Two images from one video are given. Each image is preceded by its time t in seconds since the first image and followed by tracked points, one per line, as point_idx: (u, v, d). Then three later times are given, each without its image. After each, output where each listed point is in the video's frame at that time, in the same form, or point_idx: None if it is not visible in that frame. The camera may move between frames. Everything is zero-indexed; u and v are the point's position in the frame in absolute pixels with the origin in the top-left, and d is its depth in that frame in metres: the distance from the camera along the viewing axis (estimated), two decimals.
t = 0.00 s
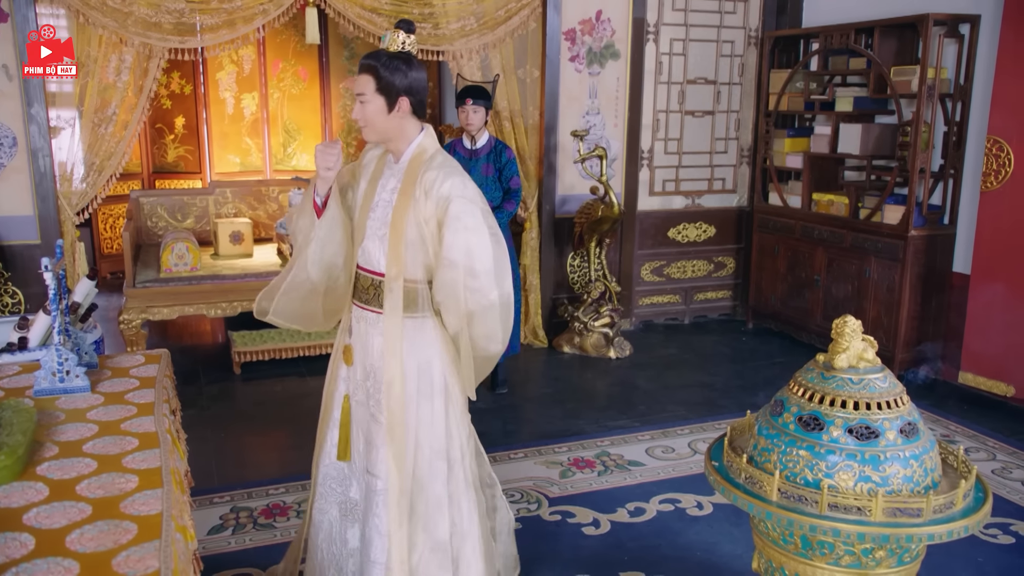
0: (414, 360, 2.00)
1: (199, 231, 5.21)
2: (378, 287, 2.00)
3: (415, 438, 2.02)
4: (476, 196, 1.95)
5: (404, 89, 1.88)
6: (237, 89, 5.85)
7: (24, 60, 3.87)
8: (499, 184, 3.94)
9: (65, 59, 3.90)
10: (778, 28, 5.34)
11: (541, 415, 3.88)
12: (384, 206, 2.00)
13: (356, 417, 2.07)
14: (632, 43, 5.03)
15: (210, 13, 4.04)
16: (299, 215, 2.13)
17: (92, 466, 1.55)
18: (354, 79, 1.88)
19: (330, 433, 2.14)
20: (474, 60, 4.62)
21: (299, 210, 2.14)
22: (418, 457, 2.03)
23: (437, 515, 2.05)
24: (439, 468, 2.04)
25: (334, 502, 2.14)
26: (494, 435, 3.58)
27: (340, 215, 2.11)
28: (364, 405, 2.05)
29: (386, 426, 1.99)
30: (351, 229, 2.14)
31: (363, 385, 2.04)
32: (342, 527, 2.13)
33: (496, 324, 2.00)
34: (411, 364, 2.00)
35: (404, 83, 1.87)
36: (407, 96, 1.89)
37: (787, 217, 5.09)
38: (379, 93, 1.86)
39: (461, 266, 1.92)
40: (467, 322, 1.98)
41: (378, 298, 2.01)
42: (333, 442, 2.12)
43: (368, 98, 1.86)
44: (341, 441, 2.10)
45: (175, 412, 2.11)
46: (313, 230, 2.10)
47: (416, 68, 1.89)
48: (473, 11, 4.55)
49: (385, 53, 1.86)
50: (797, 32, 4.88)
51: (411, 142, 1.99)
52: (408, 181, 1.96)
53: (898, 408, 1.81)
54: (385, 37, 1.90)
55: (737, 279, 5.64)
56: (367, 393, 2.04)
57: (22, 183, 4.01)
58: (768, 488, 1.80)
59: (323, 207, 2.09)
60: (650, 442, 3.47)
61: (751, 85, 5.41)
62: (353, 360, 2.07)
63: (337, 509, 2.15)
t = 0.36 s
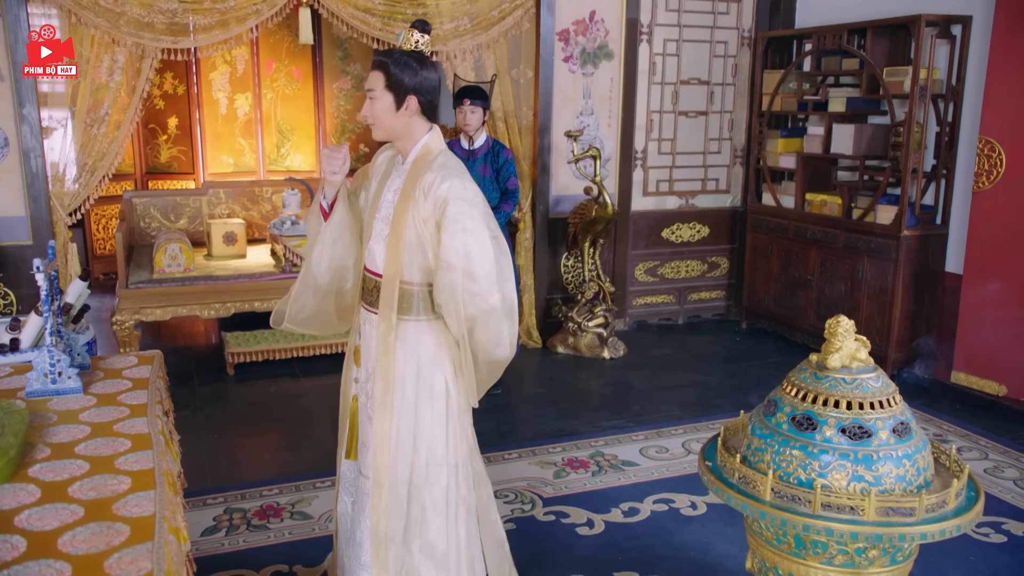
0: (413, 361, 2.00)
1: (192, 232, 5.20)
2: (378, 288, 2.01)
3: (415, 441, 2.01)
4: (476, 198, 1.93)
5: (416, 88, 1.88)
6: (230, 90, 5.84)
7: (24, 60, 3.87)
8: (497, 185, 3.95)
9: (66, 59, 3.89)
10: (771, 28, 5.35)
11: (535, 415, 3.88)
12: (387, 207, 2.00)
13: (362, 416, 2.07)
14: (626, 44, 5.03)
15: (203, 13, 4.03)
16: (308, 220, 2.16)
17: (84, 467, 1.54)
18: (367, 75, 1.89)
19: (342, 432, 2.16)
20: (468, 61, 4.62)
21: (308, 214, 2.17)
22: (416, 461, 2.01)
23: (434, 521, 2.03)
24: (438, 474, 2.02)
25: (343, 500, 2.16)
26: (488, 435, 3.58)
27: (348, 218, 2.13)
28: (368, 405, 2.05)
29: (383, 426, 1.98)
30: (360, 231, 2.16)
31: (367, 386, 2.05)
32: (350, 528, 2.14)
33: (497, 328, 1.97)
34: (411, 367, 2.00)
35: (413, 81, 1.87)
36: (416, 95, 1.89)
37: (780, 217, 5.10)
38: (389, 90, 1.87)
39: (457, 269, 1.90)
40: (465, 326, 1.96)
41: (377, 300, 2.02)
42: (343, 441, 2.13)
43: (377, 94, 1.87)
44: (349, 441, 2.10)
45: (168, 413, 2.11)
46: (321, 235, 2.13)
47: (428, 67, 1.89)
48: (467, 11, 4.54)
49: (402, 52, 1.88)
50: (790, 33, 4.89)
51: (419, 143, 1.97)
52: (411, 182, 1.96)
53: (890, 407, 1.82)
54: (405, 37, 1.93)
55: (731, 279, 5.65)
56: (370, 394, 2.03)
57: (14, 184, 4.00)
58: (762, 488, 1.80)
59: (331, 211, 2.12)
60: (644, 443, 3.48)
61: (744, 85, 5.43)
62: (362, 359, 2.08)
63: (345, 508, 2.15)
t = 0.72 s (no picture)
0: (413, 360, 2.00)
1: (186, 232, 5.19)
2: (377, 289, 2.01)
3: (417, 442, 2.01)
4: (473, 199, 1.93)
5: (417, 88, 1.88)
6: (225, 90, 5.83)
7: (24, 60, 3.87)
8: (492, 185, 3.95)
9: (66, 60, 3.90)
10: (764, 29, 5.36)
11: (529, 416, 3.88)
12: (385, 207, 1.99)
13: (362, 417, 2.07)
14: (620, 44, 5.04)
15: (197, 13, 4.02)
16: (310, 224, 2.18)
17: (78, 469, 1.54)
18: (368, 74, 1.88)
19: (343, 433, 2.16)
20: (462, 61, 4.62)
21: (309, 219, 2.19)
22: (418, 462, 2.01)
23: (439, 522, 2.02)
24: (440, 473, 2.02)
25: (345, 501, 2.16)
26: (483, 436, 3.58)
27: (348, 220, 2.14)
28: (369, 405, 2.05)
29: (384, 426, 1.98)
30: (360, 233, 2.16)
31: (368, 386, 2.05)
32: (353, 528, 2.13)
33: (496, 330, 1.98)
34: (411, 368, 1.99)
35: (414, 81, 1.87)
36: (417, 95, 1.89)
37: (774, 218, 5.11)
38: (390, 89, 1.86)
39: (456, 269, 1.90)
40: (464, 327, 1.96)
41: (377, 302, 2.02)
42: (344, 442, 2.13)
43: (378, 93, 1.87)
44: (351, 442, 2.10)
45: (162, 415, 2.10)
46: (321, 239, 2.14)
47: (429, 67, 1.89)
48: (461, 12, 4.55)
49: (404, 51, 1.88)
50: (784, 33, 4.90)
51: (418, 143, 1.97)
52: (410, 182, 1.96)
53: (883, 407, 1.82)
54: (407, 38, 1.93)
55: (725, 279, 5.66)
56: (370, 394, 2.03)
57: (7, 184, 3.98)
58: (756, 488, 1.80)
59: (331, 215, 2.13)
60: (639, 443, 3.48)
61: (738, 86, 5.44)
62: (361, 360, 2.08)
63: (348, 510, 2.15)
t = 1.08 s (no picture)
0: (414, 360, 1.99)
1: (181, 233, 5.18)
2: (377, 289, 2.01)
3: (417, 442, 2.01)
4: (474, 199, 1.93)
5: (418, 88, 1.88)
6: (220, 90, 5.82)
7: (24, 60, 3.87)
8: (488, 185, 3.95)
9: (66, 59, 3.90)
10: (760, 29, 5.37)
11: (525, 416, 3.88)
12: (385, 207, 1.99)
13: (361, 418, 2.07)
14: (616, 44, 5.04)
15: (193, 13, 4.02)
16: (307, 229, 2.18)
17: (73, 470, 1.53)
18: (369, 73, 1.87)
19: (340, 434, 2.15)
20: (458, 61, 4.62)
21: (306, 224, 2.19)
22: (418, 461, 2.01)
23: (440, 521, 2.02)
24: (440, 473, 2.01)
25: (343, 502, 2.15)
26: (479, 436, 3.58)
27: (348, 224, 2.13)
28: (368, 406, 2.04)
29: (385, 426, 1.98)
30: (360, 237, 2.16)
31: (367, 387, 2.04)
32: (352, 529, 2.13)
33: (495, 330, 1.98)
34: (411, 368, 1.99)
35: (417, 82, 1.87)
36: (419, 96, 1.89)
37: (770, 217, 5.12)
38: (392, 89, 1.86)
39: (457, 269, 1.90)
40: (464, 326, 1.96)
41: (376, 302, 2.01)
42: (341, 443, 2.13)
43: (380, 92, 1.86)
44: (347, 443, 2.10)
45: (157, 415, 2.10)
46: (321, 244, 2.14)
47: (432, 68, 1.89)
48: (457, 12, 4.55)
49: (405, 52, 1.87)
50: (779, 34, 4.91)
51: (417, 144, 1.97)
52: (410, 182, 1.95)
53: (879, 407, 1.83)
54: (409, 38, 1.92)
55: (721, 279, 5.67)
56: (370, 395, 2.03)
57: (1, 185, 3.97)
58: (752, 488, 1.81)
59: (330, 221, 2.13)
60: (635, 443, 3.48)
61: (734, 86, 5.44)
62: (359, 361, 2.07)
63: (346, 511, 2.15)
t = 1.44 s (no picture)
0: (414, 360, 1.99)
1: (179, 233, 5.18)
2: (377, 290, 2.00)
3: (417, 442, 2.01)
4: (477, 199, 1.93)
5: (422, 90, 1.89)
6: (218, 90, 5.82)
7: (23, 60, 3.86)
8: (486, 185, 3.96)
9: (65, 59, 3.90)
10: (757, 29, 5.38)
11: (523, 416, 3.88)
12: (385, 208, 1.99)
13: (357, 421, 2.06)
14: (614, 44, 5.04)
15: (190, 13, 4.01)
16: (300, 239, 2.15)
17: (69, 471, 1.53)
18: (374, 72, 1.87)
19: (333, 437, 2.14)
20: (456, 61, 4.62)
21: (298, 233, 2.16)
22: (419, 460, 2.01)
23: (442, 519, 2.03)
24: (441, 471, 2.02)
25: (338, 505, 2.14)
26: (477, 436, 3.58)
27: (341, 236, 2.12)
28: (366, 408, 2.04)
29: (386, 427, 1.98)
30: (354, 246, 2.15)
31: (365, 389, 2.03)
32: (348, 531, 2.12)
33: (495, 329, 1.97)
34: (412, 368, 1.99)
35: (421, 84, 1.88)
36: (422, 98, 1.90)
37: (767, 217, 5.12)
38: (396, 88, 1.86)
39: (462, 270, 1.90)
40: (467, 326, 1.96)
41: (376, 303, 2.00)
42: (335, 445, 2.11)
43: (383, 91, 1.86)
44: (343, 445, 2.09)
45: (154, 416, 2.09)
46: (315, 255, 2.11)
47: (437, 71, 1.91)
48: (454, 12, 4.55)
49: (410, 53, 1.88)
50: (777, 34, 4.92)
51: (417, 146, 1.97)
52: (412, 183, 1.95)
53: (876, 407, 1.83)
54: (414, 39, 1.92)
55: (719, 279, 5.67)
56: (368, 397, 2.03)
57: None
58: (750, 488, 1.81)
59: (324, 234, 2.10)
60: (632, 443, 3.48)
61: (731, 86, 5.45)
62: (355, 364, 2.06)
63: (342, 514, 2.14)
